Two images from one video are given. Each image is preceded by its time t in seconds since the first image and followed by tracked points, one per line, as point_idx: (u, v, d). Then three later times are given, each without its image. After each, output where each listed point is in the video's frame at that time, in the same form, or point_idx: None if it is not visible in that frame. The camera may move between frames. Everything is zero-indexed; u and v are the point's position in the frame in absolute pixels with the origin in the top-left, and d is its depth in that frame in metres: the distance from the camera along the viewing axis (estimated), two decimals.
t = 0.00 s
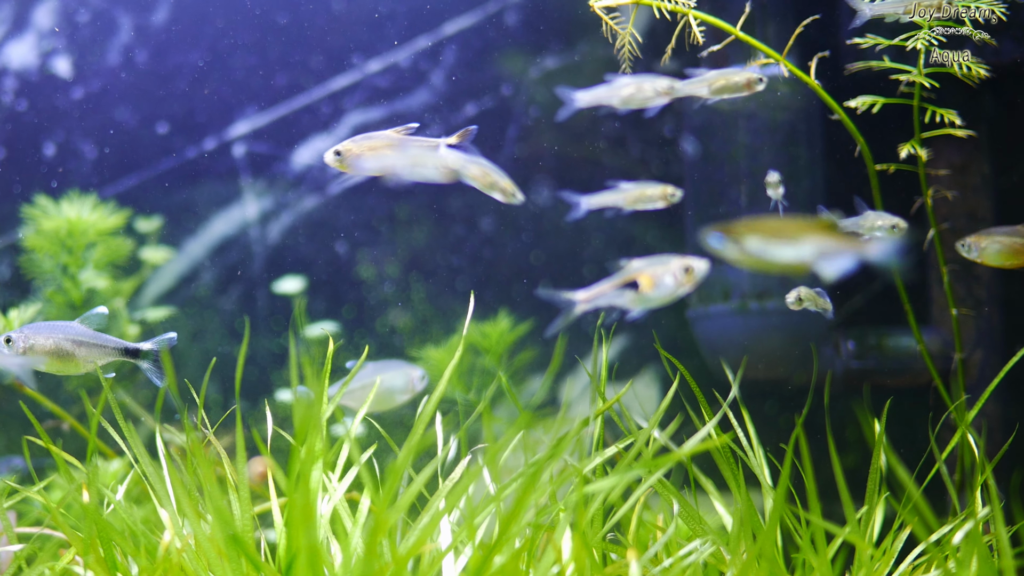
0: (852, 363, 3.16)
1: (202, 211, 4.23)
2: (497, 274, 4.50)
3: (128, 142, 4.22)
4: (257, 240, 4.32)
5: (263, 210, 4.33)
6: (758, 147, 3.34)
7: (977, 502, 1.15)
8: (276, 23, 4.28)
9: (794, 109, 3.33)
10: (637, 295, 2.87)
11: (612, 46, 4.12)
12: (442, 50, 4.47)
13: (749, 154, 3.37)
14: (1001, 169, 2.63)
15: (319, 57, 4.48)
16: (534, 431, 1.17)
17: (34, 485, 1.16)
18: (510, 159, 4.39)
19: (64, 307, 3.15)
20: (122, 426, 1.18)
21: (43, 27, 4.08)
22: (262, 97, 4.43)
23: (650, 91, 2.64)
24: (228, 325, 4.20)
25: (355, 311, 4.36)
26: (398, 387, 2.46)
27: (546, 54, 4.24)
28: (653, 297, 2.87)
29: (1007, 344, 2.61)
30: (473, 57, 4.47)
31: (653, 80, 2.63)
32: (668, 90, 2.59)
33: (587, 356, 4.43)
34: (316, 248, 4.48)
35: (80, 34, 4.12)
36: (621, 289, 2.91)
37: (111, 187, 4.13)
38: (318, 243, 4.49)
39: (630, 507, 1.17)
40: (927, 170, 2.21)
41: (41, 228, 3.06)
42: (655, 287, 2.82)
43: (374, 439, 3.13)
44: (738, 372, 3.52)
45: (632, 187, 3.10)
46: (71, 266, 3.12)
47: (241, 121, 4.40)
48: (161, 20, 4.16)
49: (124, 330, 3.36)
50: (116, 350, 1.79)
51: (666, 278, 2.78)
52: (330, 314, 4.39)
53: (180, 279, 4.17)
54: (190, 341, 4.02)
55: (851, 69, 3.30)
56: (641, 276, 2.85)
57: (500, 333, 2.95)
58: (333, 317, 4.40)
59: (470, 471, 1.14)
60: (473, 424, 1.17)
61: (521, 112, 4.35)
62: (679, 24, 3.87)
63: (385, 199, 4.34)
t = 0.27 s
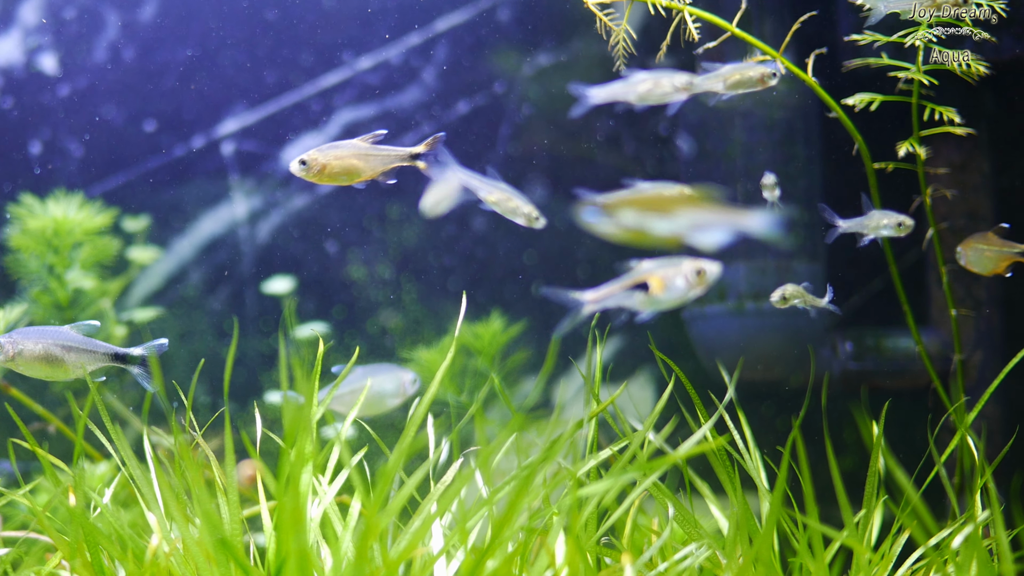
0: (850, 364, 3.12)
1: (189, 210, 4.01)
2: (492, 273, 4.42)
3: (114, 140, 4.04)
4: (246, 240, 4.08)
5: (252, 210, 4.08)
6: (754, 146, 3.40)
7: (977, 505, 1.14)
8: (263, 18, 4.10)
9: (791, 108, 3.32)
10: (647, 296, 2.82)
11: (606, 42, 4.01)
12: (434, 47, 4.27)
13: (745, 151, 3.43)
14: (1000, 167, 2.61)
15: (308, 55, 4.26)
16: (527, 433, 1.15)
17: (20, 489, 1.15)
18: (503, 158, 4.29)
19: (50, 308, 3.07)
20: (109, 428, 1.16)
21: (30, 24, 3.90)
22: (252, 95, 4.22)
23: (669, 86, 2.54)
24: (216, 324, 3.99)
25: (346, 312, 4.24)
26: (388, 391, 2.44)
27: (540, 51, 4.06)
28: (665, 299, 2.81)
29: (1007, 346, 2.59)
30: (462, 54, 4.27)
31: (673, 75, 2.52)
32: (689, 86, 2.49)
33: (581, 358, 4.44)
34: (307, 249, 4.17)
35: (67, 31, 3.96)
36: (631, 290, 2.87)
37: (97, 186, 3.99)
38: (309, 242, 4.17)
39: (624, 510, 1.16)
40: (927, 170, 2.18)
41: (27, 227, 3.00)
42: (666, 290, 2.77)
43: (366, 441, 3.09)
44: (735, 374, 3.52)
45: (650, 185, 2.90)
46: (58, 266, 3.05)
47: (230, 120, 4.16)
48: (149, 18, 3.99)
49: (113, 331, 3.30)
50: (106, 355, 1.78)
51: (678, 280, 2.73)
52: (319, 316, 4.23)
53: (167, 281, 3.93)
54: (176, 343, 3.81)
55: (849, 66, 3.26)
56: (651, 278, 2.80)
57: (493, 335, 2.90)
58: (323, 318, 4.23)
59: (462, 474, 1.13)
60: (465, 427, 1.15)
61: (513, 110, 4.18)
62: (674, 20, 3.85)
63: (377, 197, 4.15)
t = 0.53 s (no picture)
0: (847, 366, 3.12)
1: (177, 209, 3.94)
2: (485, 273, 4.34)
3: (101, 137, 3.98)
4: (235, 239, 4.03)
5: (241, 208, 4.01)
6: (750, 144, 3.36)
7: (976, 509, 1.12)
8: (252, 15, 4.12)
9: (788, 105, 3.27)
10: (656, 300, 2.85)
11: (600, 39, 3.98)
12: (426, 43, 4.25)
13: (741, 150, 3.40)
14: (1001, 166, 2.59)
15: (299, 50, 4.21)
16: (520, 436, 1.14)
17: (4, 493, 1.13)
18: (495, 156, 4.29)
19: (36, 308, 3.02)
20: (96, 431, 1.14)
21: (13, 20, 3.79)
22: (240, 92, 4.13)
23: (684, 83, 2.61)
24: (205, 327, 3.95)
25: (336, 313, 4.21)
26: (375, 394, 2.42)
27: (534, 47, 4.03)
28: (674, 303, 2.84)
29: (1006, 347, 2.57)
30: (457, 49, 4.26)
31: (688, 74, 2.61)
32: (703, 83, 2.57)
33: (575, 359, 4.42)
34: (296, 248, 4.13)
35: (52, 27, 3.87)
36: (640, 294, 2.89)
37: (84, 185, 3.94)
38: (298, 241, 4.14)
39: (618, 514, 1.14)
40: (926, 167, 2.16)
41: (12, 226, 2.94)
42: (674, 294, 2.80)
43: (356, 444, 3.07)
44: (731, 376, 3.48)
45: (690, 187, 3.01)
46: (43, 266, 3.01)
47: (218, 117, 4.06)
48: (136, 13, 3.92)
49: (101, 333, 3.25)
50: (98, 358, 1.74)
51: (688, 285, 2.75)
52: (309, 316, 4.15)
53: (155, 280, 3.86)
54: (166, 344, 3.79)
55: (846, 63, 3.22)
56: (661, 282, 2.83)
57: (485, 336, 2.84)
58: (313, 318, 4.19)
59: (453, 477, 1.11)
60: (457, 429, 1.14)
61: (507, 106, 4.19)
62: (668, 16, 3.86)
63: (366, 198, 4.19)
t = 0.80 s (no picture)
0: (845, 367, 3.08)
1: (166, 208, 3.86)
2: (477, 275, 4.32)
3: (88, 135, 3.99)
4: (223, 239, 3.95)
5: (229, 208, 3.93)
6: (747, 141, 3.37)
7: (977, 513, 1.10)
8: (242, 12, 4.10)
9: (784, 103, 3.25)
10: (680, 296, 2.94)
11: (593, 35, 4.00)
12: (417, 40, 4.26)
13: (737, 148, 3.42)
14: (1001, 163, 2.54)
15: (288, 47, 4.22)
16: (512, 438, 1.12)
17: None
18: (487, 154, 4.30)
19: (21, 309, 2.95)
20: (82, 433, 1.12)
21: None
22: (229, 91, 4.17)
23: (707, 80, 2.73)
24: (193, 328, 3.84)
25: (326, 313, 4.08)
26: (363, 398, 2.39)
27: (526, 44, 4.06)
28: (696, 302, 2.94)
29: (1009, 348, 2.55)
30: (447, 48, 4.27)
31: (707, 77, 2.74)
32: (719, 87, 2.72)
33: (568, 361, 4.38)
34: (285, 246, 4.08)
35: (39, 24, 3.86)
36: (664, 289, 3.02)
37: (70, 184, 3.91)
38: (287, 241, 4.08)
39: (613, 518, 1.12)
40: (923, 165, 2.15)
41: None
42: (699, 293, 2.90)
43: (347, 447, 3.00)
44: (726, 378, 3.48)
45: (716, 187, 2.89)
46: (28, 266, 2.95)
47: (207, 116, 4.08)
48: (123, 10, 3.94)
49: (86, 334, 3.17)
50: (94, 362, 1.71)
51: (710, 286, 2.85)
52: (298, 317, 4.05)
53: (143, 281, 3.73)
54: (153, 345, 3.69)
55: (843, 60, 3.20)
56: (687, 280, 2.93)
57: (478, 337, 2.82)
58: (303, 320, 4.08)
59: (445, 480, 1.09)
60: (449, 431, 1.12)
61: (499, 105, 4.18)
62: (663, 13, 3.85)
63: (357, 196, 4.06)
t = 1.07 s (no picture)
0: (843, 369, 3.02)
1: (153, 207, 3.86)
2: (464, 274, 4.43)
3: (72, 132, 4.00)
4: (211, 238, 3.90)
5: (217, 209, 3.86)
6: (744, 139, 3.35)
7: (976, 516, 1.08)
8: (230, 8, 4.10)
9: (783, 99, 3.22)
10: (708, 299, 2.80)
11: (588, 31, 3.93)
12: (409, 37, 4.32)
13: (733, 145, 3.39)
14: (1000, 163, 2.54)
15: (277, 45, 4.21)
16: (505, 441, 1.11)
17: None
18: (480, 153, 4.39)
19: (6, 309, 2.89)
20: (68, 437, 1.09)
21: None
22: (218, 88, 4.15)
23: (744, 86, 2.51)
24: (180, 328, 3.76)
25: (315, 314, 3.92)
26: (349, 400, 2.36)
27: (518, 41, 4.03)
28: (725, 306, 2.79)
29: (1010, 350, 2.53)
30: (439, 44, 4.32)
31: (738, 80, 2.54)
32: (755, 94, 2.47)
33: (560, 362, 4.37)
34: (274, 246, 4.00)
35: (23, 20, 3.81)
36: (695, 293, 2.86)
37: (55, 183, 3.93)
38: (275, 240, 4.00)
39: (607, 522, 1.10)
40: (923, 164, 2.13)
41: None
42: (728, 298, 2.75)
43: (336, 449, 2.95)
44: (721, 380, 3.47)
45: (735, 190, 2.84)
46: (13, 266, 2.89)
47: (195, 113, 4.07)
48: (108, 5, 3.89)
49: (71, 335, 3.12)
50: (89, 365, 1.69)
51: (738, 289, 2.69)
52: (285, 319, 3.87)
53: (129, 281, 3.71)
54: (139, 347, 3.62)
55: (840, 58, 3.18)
56: (717, 283, 2.78)
57: (470, 338, 2.68)
58: (290, 321, 3.87)
59: (436, 484, 1.07)
60: (440, 434, 1.10)
61: (491, 101, 4.21)
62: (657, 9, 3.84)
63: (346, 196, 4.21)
